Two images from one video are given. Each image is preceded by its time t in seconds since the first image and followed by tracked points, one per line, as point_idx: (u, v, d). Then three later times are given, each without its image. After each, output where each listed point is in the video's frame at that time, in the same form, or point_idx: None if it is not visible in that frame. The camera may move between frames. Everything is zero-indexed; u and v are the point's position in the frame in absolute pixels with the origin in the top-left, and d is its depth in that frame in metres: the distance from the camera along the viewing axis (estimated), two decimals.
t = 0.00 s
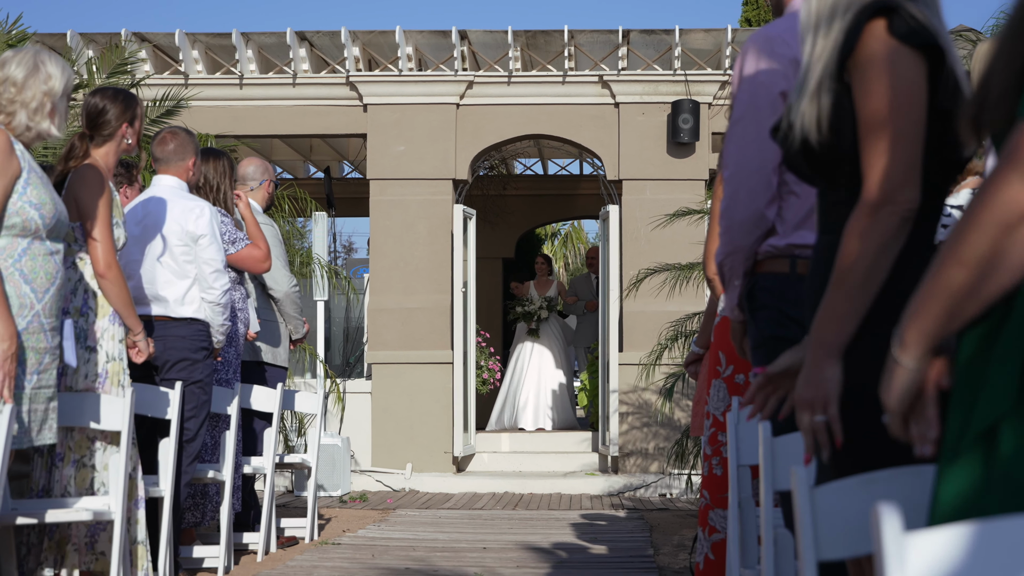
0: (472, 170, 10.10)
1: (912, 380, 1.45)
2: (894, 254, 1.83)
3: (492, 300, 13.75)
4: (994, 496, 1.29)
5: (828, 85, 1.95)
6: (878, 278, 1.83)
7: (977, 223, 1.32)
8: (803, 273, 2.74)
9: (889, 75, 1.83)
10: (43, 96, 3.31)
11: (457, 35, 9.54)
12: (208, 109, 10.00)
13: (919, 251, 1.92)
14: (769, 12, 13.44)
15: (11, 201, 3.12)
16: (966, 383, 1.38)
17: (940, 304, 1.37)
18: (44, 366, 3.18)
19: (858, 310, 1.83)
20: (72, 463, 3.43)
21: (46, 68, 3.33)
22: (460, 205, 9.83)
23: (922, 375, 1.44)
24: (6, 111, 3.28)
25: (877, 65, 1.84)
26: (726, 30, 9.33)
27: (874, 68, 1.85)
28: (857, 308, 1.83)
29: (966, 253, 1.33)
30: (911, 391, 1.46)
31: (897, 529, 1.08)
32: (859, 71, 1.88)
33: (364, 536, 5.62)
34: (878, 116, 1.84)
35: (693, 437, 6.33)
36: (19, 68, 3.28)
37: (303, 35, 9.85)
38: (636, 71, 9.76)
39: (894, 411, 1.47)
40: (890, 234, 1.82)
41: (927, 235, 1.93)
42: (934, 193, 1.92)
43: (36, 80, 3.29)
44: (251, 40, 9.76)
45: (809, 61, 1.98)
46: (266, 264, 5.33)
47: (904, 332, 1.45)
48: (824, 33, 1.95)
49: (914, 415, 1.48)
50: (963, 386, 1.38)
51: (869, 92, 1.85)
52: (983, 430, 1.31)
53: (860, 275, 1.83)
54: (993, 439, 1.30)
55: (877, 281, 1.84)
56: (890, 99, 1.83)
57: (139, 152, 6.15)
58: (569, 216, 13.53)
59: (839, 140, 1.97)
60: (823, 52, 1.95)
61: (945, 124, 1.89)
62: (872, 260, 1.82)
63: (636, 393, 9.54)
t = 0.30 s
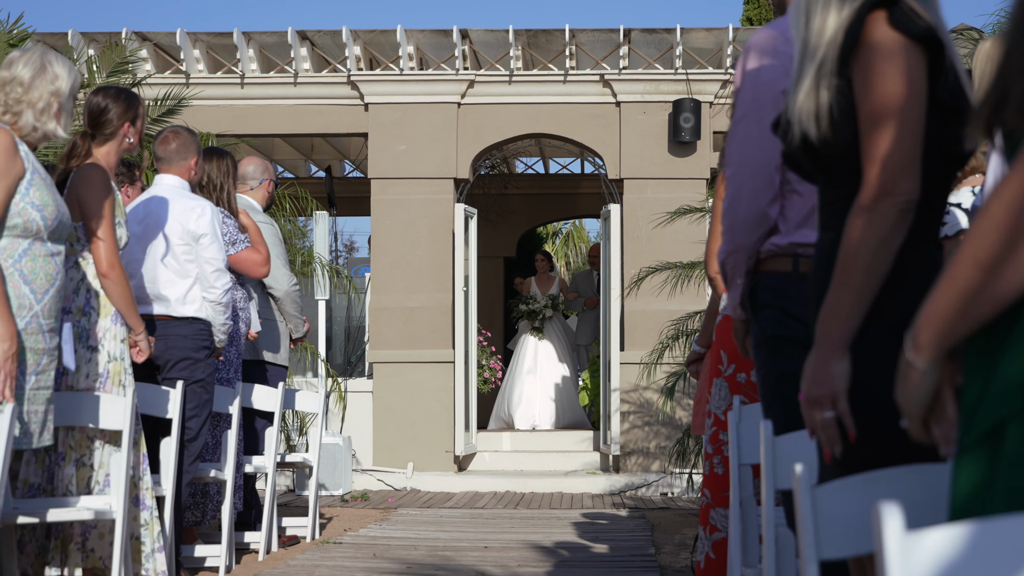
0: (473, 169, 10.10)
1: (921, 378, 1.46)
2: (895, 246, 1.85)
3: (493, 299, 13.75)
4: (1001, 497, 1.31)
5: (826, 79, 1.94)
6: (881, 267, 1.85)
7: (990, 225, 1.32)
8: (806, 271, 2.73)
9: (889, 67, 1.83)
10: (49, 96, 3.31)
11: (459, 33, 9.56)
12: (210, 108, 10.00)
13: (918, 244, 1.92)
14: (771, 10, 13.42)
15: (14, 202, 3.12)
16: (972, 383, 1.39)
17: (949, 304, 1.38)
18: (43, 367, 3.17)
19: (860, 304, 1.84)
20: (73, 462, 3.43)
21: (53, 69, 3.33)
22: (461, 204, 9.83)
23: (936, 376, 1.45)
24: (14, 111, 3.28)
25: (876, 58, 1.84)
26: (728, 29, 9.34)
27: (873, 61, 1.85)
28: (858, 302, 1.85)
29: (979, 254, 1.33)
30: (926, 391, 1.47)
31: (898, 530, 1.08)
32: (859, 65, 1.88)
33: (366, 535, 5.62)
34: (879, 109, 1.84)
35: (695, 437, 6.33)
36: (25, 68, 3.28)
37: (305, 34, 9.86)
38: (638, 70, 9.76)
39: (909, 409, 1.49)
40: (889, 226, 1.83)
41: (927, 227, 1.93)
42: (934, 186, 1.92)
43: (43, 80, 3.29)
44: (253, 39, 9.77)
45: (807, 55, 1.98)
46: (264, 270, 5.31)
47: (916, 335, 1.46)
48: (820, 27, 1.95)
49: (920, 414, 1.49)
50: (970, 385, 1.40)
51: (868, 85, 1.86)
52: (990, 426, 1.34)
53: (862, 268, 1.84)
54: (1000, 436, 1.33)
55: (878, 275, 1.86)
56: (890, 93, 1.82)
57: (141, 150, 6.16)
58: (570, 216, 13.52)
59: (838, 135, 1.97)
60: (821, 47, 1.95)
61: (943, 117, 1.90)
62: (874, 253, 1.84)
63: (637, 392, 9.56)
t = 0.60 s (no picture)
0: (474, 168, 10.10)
1: (932, 379, 1.46)
2: (901, 242, 1.84)
3: (494, 298, 13.75)
4: (1011, 498, 1.32)
5: (832, 76, 1.96)
6: (887, 263, 1.84)
7: (995, 223, 1.32)
8: (809, 270, 2.71)
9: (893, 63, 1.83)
10: (55, 98, 3.31)
11: (461, 33, 9.59)
12: (211, 108, 10.00)
13: (924, 242, 1.92)
14: (774, 10, 13.42)
15: (15, 202, 3.12)
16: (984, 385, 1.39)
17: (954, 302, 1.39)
18: (40, 367, 3.16)
19: (866, 300, 1.84)
20: (74, 461, 3.43)
21: (59, 70, 3.33)
22: (463, 204, 9.83)
23: (945, 376, 1.45)
24: (19, 112, 3.28)
25: (880, 55, 1.85)
26: (730, 28, 9.35)
27: (877, 58, 1.85)
28: (865, 298, 1.84)
29: (982, 253, 1.33)
30: (938, 391, 1.47)
31: (899, 525, 1.09)
32: (863, 62, 1.89)
33: (368, 533, 5.62)
34: (885, 105, 1.84)
35: (697, 435, 6.32)
36: (31, 68, 3.28)
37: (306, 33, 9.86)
38: (639, 69, 9.76)
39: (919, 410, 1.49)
40: (896, 222, 1.82)
41: (931, 225, 1.93)
42: (941, 183, 1.92)
43: (48, 81, 3.30)
44: (255, 39, 9.78)
45: (812, 52, 1.99)
46: (255, 288, 5.10)
47: (925, 334, 1.46)
48: (825, 25, 1.97)
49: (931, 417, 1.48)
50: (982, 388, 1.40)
51: (873, 81, 1.86)
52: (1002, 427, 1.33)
53: (870, 265, 1.84)
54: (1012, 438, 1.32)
55: (885, 271, 1.85)
56: (896, 90, 1.83)
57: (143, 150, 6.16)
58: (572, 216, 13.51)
59: (843, 131, 1.98)
60: (825, 44, 1.96)
61: (949, 115, 1.90)
62: (880, 249, 1.83)
63: (639, 391, 9.55)
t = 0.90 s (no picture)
0: (476, 169, 10.15)
1: (932, 387, 1.50)
2: (896, 245, 1.89)
3: (496, 296, 13.81)
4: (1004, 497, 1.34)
5: (833, 79, 2.01)
6: (883, 265, 1.90)
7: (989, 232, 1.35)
8: (806, 270, 2.77)
9: (890, 69, 1.88)
10: (60, 99, 3.36)
11: (462, 37, 9.60)
12: (217, 110, 10.06)
13: (920, 244, 1.97)
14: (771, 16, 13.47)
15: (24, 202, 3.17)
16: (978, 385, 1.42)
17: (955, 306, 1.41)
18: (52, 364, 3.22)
19: (861, 301, 1.90)
20: (83, 457, 3.48)
21: (63, 71, 3.38)
22: (464, 204, 9.88)
23: (945, 385, 1.48)
24: (25, 114, 3.34)
25: (878, 60, 1.89)
26: (727, 32, 9.38)
27: (875, 62, 1.90)
28: (860, 298, 1.91)
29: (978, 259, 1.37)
30: (936, 397, 1.50)
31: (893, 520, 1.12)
32: (862, 65, 1.94)
33: (371, 528, 5.69)
34: (882, 110, 1.89)
35: (694, 432, 6.36)
36: (36, 71, 3.34)
37: (310, 37, 9.90)
38: (638, 72, 9.80)
39: (913, 413, 1.54)
40: (892, 224, 1.88)
41: (927, 226, 1.98)
42: (936, 186, 1.96)
43: (54, 83, 3.35)
44: (260, 43, 9.82)
45: (813, 55, 2.04)
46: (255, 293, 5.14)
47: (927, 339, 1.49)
48: (825, 29, 2.02)
49: (925, 419, 1.53)
50: (979, 385, 1.42)
51: (871, 86, 1.91)
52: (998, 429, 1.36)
53: (866, 266, 1.90)
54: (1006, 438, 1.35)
55: (880, 272, 1.91)
56: (893, 96, 1.87)
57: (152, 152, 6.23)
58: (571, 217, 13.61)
59: (843, 133, 2.04)
60: (826, 47, 2.01)
61: (945, 118, 1.94)
62: (877, 251, 1.89)
63: (637, 388, 9.61)
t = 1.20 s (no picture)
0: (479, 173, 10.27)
1: (910, 379, 1.56)
2: (891, 253, 2.00)
3: (497, 296, 13.92)
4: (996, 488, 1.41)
5: (829, 91, 2.10)
6: (879, 271, 2.00)
7: (974, 233, 1.42)
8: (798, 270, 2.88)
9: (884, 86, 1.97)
10: (73, 104, 3.47)
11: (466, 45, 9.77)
12: (229, 117, 10.16)
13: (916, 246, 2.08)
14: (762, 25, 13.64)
15: (40, 204, 3.29)
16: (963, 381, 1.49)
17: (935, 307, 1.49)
18: (71, 360, 3.34)
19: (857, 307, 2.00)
20: (98, 450, 3.59)
21: (75, 77, 3.48)
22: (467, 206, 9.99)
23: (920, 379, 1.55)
24: (40, 118, 3.44)
25: (874, 79, 1.98)
26: (720, 41, 9.51)
27: (871, 75, 1.99)
28: (854, 306, 2.01)
29: (958, 259, 1.44)
30: (909, 389, 1.57)
31: (882, 514, 1.16)
32: (856, 78, 2.03)
33: (378, 519, 5.80)
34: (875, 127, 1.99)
35: (689, 426, 6.47)
36: (49, 77, 3.44)
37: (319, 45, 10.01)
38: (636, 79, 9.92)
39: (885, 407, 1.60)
40: (887, 234, 1.99)
41: (918, 232, 2.08)
42: (928, 194, 2.07)
43: (66, 89, 3.45)
44: (270, 51, 9.94)
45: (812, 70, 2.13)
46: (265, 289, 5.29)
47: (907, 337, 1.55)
48: (824, 45, 2.11)
49: (901, 411, 1.61)
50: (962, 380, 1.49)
51: (868, 101, 2.00)
52: (987, 426, 1.42)
53: (861, 272, 2.00)
54: (995, 434, 1.42)
55: (876, 278, 2.01)
56: (886, 111, 1.97)
57: (166, 156, 6.34)
58: (570, 218, 13.62)
59: (839, 143, 2.13)
60: (824, 63, 2.10)
61: (939, 127, 2.03)
62: (871, 258, 1.99)
63: (634, 383, 9.72)
